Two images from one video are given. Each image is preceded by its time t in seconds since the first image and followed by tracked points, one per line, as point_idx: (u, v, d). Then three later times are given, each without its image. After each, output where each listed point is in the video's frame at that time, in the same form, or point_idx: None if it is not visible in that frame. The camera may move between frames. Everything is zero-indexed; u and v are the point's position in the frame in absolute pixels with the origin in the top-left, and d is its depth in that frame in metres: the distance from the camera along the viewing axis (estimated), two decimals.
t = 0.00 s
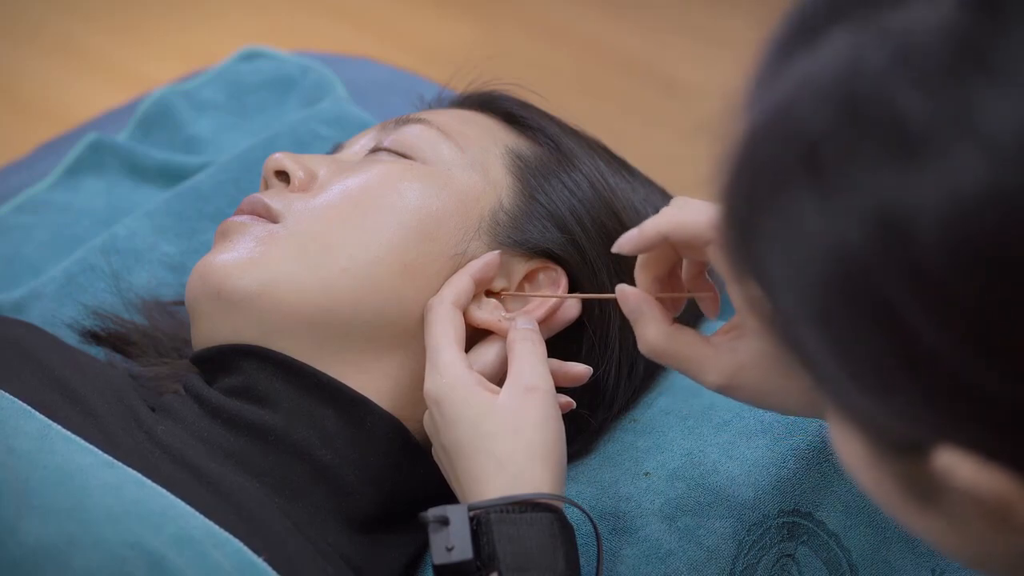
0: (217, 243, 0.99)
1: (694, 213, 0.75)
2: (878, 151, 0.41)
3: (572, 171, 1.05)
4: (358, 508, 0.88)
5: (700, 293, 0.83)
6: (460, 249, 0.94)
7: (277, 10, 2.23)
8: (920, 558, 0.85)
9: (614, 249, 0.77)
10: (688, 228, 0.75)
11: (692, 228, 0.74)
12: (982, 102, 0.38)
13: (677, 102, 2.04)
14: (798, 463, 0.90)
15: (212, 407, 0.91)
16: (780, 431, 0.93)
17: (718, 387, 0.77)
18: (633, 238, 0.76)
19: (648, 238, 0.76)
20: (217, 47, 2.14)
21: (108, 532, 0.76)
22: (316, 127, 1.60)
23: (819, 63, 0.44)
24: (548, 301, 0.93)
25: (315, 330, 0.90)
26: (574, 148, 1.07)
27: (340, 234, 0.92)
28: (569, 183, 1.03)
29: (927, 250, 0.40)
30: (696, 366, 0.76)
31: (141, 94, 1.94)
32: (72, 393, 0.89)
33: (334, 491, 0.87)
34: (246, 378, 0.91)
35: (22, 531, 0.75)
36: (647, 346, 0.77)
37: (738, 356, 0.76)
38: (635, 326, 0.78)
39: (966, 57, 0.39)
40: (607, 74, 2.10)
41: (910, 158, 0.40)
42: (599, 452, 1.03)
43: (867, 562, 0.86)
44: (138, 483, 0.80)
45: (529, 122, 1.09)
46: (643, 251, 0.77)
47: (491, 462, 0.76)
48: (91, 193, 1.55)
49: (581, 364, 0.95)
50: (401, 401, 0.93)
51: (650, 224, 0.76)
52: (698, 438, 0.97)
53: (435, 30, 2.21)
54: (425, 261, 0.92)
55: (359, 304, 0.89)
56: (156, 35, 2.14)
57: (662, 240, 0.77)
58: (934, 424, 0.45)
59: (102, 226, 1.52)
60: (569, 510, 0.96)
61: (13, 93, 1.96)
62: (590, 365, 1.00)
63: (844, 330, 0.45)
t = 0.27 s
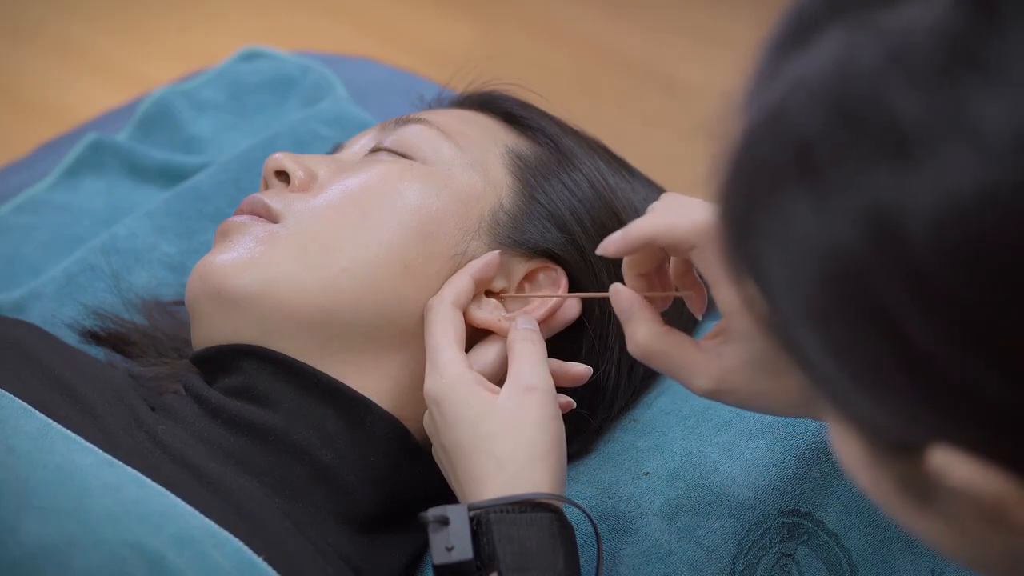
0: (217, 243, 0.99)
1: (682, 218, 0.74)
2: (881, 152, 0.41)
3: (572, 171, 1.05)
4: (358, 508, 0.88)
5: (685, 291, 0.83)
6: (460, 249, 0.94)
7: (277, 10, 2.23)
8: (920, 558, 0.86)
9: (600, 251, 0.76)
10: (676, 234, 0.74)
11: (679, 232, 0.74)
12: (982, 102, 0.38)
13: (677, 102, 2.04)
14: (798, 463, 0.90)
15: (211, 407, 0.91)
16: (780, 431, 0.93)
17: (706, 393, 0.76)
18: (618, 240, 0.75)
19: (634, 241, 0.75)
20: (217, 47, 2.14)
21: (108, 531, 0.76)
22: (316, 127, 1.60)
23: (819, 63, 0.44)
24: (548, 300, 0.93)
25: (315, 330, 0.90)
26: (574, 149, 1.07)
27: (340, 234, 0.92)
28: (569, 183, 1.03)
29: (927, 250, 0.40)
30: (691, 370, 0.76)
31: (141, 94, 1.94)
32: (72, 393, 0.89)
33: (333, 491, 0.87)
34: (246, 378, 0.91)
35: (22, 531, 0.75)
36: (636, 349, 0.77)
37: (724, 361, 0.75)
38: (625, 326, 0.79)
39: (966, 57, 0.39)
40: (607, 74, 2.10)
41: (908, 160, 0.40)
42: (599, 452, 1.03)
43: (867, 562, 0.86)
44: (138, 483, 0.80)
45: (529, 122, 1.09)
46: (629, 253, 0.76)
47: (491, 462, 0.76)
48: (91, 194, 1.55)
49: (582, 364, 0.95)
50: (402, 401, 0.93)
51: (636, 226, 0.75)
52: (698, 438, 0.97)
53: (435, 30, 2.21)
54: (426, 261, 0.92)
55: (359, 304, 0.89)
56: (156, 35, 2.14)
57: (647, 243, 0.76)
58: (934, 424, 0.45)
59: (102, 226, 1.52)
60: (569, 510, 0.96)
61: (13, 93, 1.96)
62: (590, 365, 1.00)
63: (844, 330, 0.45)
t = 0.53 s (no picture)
0: (217, 243, 0.99)
1: (668, 220, 0.74)
2: (878, 151, 0.41)
3: (572, 171, 1.05)
4: (358, 508, 0.88)
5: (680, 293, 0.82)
6: (460, 249, 0.94)
7: (277, 10, 2.23)
8: (919, 558, 0.86)
9: (586, 253, 0.76)
10: (661, 236, 0.74)
11: (664, 235, 0.74)
12: (981, 101, 0.38)
13: (677, 102, 2.04)
14: (798, 463, 0.90)
15: (211, 407, 0.91)
16: (780, 431, 0.93)
17: (693, 386, 0.77)
18: (606, 242, 0.75)
19: (620, 244, 0.75)
20: (217, 47, 2.14)
21: (108, 531, 0.76)
22: (316, 127, 1.60)
23: (817, 63, 0.44)
24: (548, 300, 0.93)
25: (315, 330, 0.90)
26: (574, 149, 1.07)
27: (340, 234, 0.92)
28: (569, 183, 1.03)
29: (927, 251, 0.40)
30: (688, 367, 0.76)
31: (141, 94, 1.94)
32: (72, 393, 0.89)
33: (333, 491, 0.87)
34: (246, 378, 0.91)
35: (22, 531, 0.75)
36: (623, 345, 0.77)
37: (714, 356, 0.75)
38: (613, 322, 0.78)
39: (964, 57, 0.39)
40: (607, 74, 2.10)
41: (906, 160, 0.40)
42: (599, 452, 1.03)
43: (866, 561, 0.86)
44: (138, 482, 0.80)
45: (529, 122, 1.09)
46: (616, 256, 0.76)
47: (491, 462, 0.76)
48: (91, 193, 1.55)
49: (581, 364, 0.95)
50: (402, 401, 0.93)
51: (623, 228, 0.75)
52: (698, 438, 0.97)
53: (435, 30, 2.21)
54: (426, 261, 0.92)
55: (359, 304, 0.89)
56: (156, 35, 2.14)
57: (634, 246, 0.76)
58: (933, 426, 0.45)
59: (102, 226, 1.52)
60: (569, 510, 0.96)
61: (13, 93, 1.96)
62: (590, 365, 1.00)
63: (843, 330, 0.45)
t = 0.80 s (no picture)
0: (217, 243, 0.99)
1: (670, 212, 0.74)
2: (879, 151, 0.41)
3: (572, 171, 1.05)
4: (358, 508, 0.88)
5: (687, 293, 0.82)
6: (460, 249, 0.94)
7: (277, 10, 2.23)
8: (919, 558, 0.86)
9: (589, 250, 0.76)
10: (662, 230, 0.73)
11: (665, 229, 0.73)
12: (982, 101, 0.39)
13: (677, 102, 2.04)
14: (798, 463, 0.90)
15: (211, 407, 0.91)
16: (780, 431, 0.93)
17: (693, 376, 0.77)
18: (608, 239, 0.75)
19: (623, 240, 0.75)
20: (217, 47, 2.14)
21: (109, 531, 0.76)
22: (316, 127, 1.60)
23: (821, 62, 0.44)
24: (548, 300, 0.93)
25: (315, 330, 0.90)
26: (574, 149, 1.07)
27: (340, 234, 0.92)
28: (569, 183, 1.03)
29: (926, 252, 0.40)
30: (690, 360, 0.76)
31: (141, 93, 1.94)
32: (72, 393, 0.89)
33: (333, 491, 0.87)
34: (246, 378, 0.91)
35: (22, 530, 0.75)
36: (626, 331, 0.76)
37: (716, 356, 0.75)
38: (614, 309, 0.76)
39: (966, 57, 0.39)
40: (607, 73, 2.10)
41: (901, 163, 0.40)
42: (599, 452, 1.03)
43: (866, 561, 0.86)
44: (139, 482, 0.80)
45: (529, 122, 1.09)
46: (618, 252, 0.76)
47: (491, 462, 0.76)
48: (91, 193, 1.55)
49: (581, 364, 0.95)
50: (401, 401, 0.93)
51: (625, 224, 0.75)
52: (698, 438, 0.97)
53: (435, 30, 2.21)
54: (426, 261, 0.92)
55: (359, 304, 0.89)
56: (156, 35, 2.14)
57: (637, 241, 0.76)
58: (933, 426, 0.45)
59: (102, 226, 1.52)
60: (569, 510, 0.96)
61: (13, 93, 1.96)
62: (590, 365, 1.00)
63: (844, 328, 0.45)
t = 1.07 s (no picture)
0: (217, 243, 0.99)
1: (676, 214, 0.74)
2: (879, 154, 0.41)
3: (572, 171, 1.05)
4: (358, 508, 0.88)
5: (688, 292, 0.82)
6: (460, 249, 0.94)
7: (277, 10, 2.23)
8: (919, 558, 0.86)
9: (595, 253, 0.76)
10: (670, 232, 0.74)
11: (673, 230, 0.74)
12: (984, 101, 0.39)
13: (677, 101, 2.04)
14: (798, 463, 0.90)
15: (211, 407, 0.91)
16: (780, 431, 0.93)
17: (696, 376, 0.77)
18: (615, 240, 0.75)
19: (629, 241, 0.75)
20: (217, 47, 2.14)
21: (109, 531, 0.76)
22: (316, 127, 1.60)
23: (823, 62, 0.44)
24: (548, 300, 0.93)
25: (315, 331, 0.90)
26: (574, 149, 1.07)
27: (340, 234, 0.92)
28: (569, 183, 1.03)
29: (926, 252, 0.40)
30: (692, 359, 0.76)
31: (141, 94, 1.94)
32: (72, 392, 0.89)
33: (333, 491, 0.87)
34: (246, 378, 0.91)
35: (22, 530, 0.75)
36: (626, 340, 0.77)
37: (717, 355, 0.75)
38: (615, 318, 0.77)
39: (970, 57, 0.39)
40: (607, 73, 2.10)
41: (901, 165, 0.41)
42: (599, 452, 1.03)
43: (867, 561, 0.86)
44: (139, 482, 0.80)
45: (529, 122, 1.09)
46: (624, 254, 0.76)
47: (491, 462, 0.76)
48: (91, 193, 1.55)
49: (581, 364, 0.95)
50: (402, 401, 0.93)
51: (631, 226, 0.75)
52: (698, 438, 0.97)
53: (435, 30, 2.21)
54: (426, 261, 0.92)
55: (359, 303, 0.89)
56: (156, 35, 2.14)
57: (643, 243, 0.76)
58: (934, 425, 0.45)
59: (102, 226, 1.52)
60: (569, 510, 0.96)
61: (13, 93, 1.96)
62: (590, 365, 1.00)
63: (844, 329, 0.45)
